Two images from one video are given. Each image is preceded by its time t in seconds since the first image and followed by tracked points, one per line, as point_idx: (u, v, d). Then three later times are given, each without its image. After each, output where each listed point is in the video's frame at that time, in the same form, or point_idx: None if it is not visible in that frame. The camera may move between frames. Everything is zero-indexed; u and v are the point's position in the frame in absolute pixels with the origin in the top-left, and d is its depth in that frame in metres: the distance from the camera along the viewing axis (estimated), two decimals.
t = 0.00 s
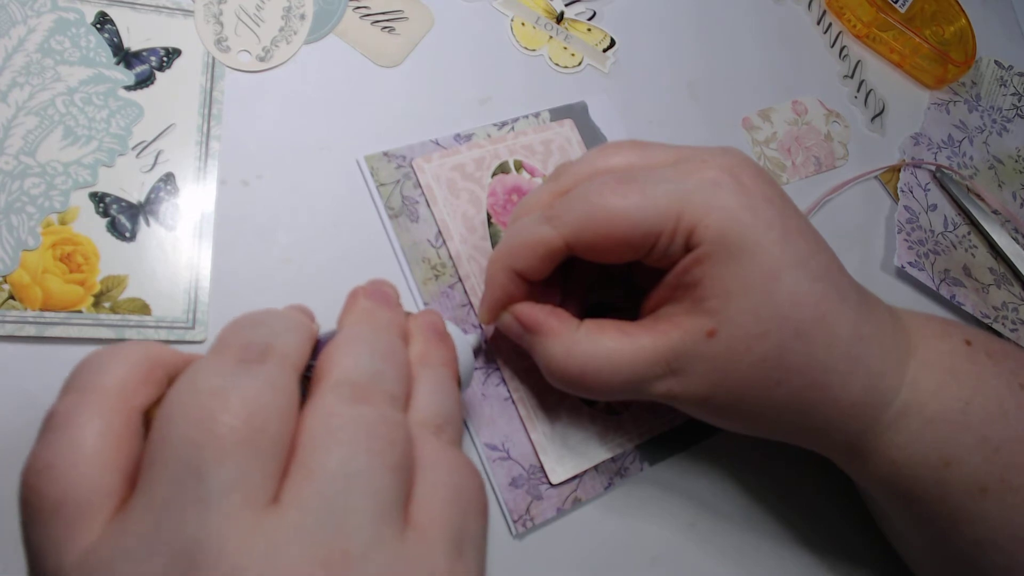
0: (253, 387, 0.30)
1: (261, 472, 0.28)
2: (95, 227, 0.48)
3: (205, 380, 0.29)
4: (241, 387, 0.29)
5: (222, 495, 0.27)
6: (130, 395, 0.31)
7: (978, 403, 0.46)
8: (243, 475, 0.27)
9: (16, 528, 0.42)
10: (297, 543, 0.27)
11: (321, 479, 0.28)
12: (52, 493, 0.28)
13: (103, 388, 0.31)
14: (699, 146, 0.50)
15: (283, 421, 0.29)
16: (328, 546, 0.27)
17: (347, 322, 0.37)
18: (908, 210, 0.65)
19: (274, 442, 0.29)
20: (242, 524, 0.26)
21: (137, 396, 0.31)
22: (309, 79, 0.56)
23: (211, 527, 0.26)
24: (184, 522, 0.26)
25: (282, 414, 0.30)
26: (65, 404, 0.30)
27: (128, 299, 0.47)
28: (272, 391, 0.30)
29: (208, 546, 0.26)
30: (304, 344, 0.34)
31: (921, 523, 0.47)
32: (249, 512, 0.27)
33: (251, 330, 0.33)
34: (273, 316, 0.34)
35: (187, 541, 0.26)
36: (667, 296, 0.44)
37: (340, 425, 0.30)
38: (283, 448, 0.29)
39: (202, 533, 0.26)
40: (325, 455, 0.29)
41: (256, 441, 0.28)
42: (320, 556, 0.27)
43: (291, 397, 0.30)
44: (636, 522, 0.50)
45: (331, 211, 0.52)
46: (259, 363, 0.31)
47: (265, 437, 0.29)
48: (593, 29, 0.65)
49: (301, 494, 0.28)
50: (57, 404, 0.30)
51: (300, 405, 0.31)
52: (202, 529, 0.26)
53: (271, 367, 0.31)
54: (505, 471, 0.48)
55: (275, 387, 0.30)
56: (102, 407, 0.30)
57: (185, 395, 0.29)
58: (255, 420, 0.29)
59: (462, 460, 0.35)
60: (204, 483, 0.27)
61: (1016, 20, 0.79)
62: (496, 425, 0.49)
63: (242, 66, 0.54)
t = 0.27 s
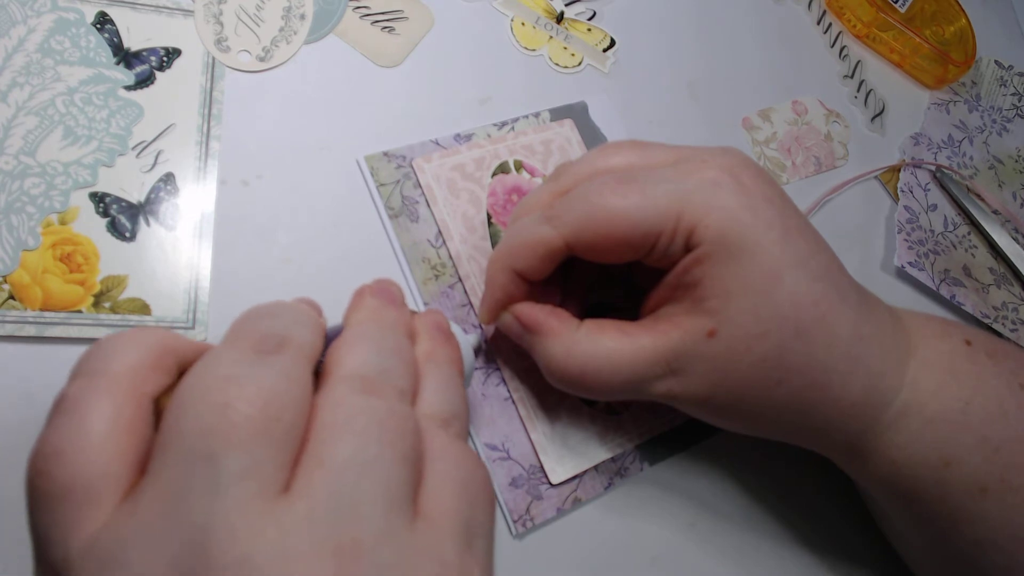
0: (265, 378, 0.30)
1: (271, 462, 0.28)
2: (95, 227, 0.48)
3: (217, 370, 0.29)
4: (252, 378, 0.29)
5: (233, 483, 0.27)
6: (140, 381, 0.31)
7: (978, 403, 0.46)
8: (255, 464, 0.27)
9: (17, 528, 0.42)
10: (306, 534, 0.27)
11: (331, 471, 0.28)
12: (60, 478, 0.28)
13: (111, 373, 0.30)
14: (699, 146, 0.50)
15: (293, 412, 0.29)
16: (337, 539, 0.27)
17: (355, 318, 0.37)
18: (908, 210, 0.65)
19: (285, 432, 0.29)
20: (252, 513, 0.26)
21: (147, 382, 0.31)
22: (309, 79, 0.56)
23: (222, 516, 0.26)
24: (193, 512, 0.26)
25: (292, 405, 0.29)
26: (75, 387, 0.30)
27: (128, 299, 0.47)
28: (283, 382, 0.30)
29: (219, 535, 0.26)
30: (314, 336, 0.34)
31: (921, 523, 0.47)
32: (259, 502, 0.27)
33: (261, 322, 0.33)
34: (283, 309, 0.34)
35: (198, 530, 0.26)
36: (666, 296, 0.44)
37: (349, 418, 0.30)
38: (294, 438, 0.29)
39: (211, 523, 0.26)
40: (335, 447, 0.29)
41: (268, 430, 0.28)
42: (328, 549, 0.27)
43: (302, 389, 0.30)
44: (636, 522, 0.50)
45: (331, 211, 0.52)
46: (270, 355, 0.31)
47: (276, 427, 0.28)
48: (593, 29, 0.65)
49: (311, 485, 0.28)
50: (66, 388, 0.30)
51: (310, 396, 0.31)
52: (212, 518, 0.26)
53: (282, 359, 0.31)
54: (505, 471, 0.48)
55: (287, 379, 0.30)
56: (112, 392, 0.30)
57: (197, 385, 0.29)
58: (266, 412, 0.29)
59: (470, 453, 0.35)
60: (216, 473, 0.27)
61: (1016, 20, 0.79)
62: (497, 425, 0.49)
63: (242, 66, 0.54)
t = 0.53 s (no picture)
0: (258, 373, 0.30)
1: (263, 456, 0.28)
2: (95, 227, 0.48)
3: (212, 366, 0.29)
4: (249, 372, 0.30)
5: (224, 478, 0.27)
6: (134, 375, 0.31)
7: (978, 403, 0.46)
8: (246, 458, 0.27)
9: (16, 528, 0.42)
10: (295, 529, 0.27)
11: (321, 467, 0.28)
12: (52, 472, 0.28)
13: (105, 368, 0.31)
14: (698, 146, 0.50)
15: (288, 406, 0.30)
16: (326, 536, 0.27)
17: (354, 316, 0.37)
18: (908, 210, 0.65)
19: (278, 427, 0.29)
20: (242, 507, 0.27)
21: (141, 377, 0.31)
22: (309, 79, 0.56)
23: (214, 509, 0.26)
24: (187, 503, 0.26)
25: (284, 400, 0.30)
26: (69, 382, 0.30)
27: (128, 299, 0.47)
28: (278, 378, 0.30)
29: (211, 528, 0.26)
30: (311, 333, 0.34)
31: (921, 522, 0.47)
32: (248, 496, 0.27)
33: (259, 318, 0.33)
34: (281, 305, 0.34)
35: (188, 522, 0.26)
36: (667, 296, 0.44)
37: (342, 416, 0.30)
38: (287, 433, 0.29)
39: (201, 515, 0.26)
40: (326, 443, 0.29)
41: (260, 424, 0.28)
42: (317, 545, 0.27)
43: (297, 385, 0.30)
44: (635, 522, 0.50)
45: (331, 211, 0.52)
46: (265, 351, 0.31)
47: (269, 423, 0.29)
48: (593, 29, 0.65)
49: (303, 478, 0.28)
50: (60, 382, 0.31)
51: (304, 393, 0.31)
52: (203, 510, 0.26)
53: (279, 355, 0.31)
54: (505, 471, 0.48)
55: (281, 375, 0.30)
56: (105, 387, 0.30)
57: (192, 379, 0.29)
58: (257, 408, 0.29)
59: (461, 453, 0.35)
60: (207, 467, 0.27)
61: (1016, 20, 0.79)
62: (496, 425, 0.49)
63: (242, 66, 0.54)
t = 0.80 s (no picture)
0: (249, 374, 0.30)
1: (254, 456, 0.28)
2: (95, 227, 0.48)
3: (202, 367, 0.29)
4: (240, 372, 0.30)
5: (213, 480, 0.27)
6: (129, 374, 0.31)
7: (978, 403, 0.46)
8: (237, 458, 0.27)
9: (16, 528, 0.42)
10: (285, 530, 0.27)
11: (311, 468, 0.28)
12: (47, 470, 0.28)
13: (100, 368, 0.31)
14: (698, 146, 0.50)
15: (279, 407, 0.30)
16: (315, 536, 0.27)
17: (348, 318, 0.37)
18: (908, 210, 0.65)
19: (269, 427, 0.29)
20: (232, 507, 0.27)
21: (135, 377, 0.31)
22: (309, 79, 0.56)
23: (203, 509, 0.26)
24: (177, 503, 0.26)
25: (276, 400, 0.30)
26: (63, 381, 0.30)
27: (128, 299, 0.47)
28: (269, 380, 0.30)
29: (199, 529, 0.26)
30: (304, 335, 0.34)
31: (921, 523, 0.47)
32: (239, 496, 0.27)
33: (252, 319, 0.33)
34: (274, 306, 0.34)
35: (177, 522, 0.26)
36: (667, 296, 0.44)
37: (333, 417, 0.30)
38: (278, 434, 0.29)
39: (192, 516, 0.26)
40: (317, 444, 0.29)
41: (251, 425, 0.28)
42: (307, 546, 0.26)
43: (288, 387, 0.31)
44: (636, 522, 0.50)
45: (331, 211, 0.52)
46: (257, 352, 0.31)
47: (260, 424, 0.29)
48: (593, 29, 0.65)
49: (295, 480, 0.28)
50: (55, 381, 0.31)
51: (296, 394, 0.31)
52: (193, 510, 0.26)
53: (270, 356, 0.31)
54: (505, 471, 0.48)
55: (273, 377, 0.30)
56: (99, 386, 0.30)
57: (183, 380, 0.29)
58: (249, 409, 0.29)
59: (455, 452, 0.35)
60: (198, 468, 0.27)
61: (1016, 20, 0.79)
62: (496, 425, 0.49)
63: (242, 66, 0.54)
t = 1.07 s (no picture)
0: (233, 393, 0.30)
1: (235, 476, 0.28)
2: (95, 227, 0.48)
3: (187, 383, 0.29)
4: (224, 391, 0.30)
5: (194, 500, 0.27)
6: (121, 379, 0.31)
7: (978, 403, 0.46)
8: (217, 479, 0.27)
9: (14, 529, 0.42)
10: (263, 552, 0.27)
11: (291, 491, 0.28)
12: (37, 474, 0.28)
13: (92, 371, 0.31)
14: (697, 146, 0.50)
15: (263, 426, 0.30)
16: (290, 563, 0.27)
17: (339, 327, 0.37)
18: (908, 210, 0.65)
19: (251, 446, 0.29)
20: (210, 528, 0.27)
21: (126, 382, 0.32)
22: (309, 79, 0.56)
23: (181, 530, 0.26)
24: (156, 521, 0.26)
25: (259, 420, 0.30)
26: (56, 383, 0.31)
27: (128, 299, 0.47)
28: (252, 399, 0.30)
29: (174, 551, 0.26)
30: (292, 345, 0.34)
31: (921, 523, 0.47)
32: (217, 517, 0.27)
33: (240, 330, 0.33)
34: (264, 315, 0.34)
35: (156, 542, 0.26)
36: (667, 296, 0.44)
37: (316, 440, 0.30)
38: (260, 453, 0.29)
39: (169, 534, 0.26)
40: (296, 469, 0.29)
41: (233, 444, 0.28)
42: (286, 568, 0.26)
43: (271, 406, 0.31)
44: (636, 522, 0.50)
45: (331, 211, 0.52)
46: (243, 367, 0.31)
47: (242, 445, 0.29)
48: (593, 29, 0.65)
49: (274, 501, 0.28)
50: (49, 382, 0.31)
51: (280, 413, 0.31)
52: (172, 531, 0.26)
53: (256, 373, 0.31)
54: (505, 471, 0.48)
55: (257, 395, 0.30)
56: (91, 390, 0.30)
57: (167, 396, 0.29)
58: (231, 428, 0.29)
59: (435, 475, 0.35)
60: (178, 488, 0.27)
61: (1016, 20, 0.79)
62: (496, 425, 0.49)
63: (242, 66, 0.54)
